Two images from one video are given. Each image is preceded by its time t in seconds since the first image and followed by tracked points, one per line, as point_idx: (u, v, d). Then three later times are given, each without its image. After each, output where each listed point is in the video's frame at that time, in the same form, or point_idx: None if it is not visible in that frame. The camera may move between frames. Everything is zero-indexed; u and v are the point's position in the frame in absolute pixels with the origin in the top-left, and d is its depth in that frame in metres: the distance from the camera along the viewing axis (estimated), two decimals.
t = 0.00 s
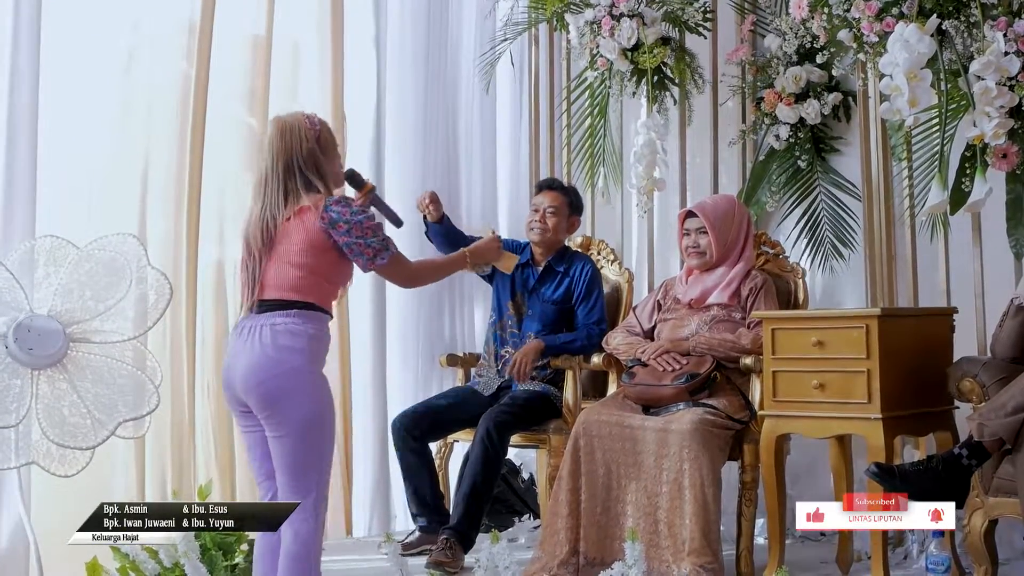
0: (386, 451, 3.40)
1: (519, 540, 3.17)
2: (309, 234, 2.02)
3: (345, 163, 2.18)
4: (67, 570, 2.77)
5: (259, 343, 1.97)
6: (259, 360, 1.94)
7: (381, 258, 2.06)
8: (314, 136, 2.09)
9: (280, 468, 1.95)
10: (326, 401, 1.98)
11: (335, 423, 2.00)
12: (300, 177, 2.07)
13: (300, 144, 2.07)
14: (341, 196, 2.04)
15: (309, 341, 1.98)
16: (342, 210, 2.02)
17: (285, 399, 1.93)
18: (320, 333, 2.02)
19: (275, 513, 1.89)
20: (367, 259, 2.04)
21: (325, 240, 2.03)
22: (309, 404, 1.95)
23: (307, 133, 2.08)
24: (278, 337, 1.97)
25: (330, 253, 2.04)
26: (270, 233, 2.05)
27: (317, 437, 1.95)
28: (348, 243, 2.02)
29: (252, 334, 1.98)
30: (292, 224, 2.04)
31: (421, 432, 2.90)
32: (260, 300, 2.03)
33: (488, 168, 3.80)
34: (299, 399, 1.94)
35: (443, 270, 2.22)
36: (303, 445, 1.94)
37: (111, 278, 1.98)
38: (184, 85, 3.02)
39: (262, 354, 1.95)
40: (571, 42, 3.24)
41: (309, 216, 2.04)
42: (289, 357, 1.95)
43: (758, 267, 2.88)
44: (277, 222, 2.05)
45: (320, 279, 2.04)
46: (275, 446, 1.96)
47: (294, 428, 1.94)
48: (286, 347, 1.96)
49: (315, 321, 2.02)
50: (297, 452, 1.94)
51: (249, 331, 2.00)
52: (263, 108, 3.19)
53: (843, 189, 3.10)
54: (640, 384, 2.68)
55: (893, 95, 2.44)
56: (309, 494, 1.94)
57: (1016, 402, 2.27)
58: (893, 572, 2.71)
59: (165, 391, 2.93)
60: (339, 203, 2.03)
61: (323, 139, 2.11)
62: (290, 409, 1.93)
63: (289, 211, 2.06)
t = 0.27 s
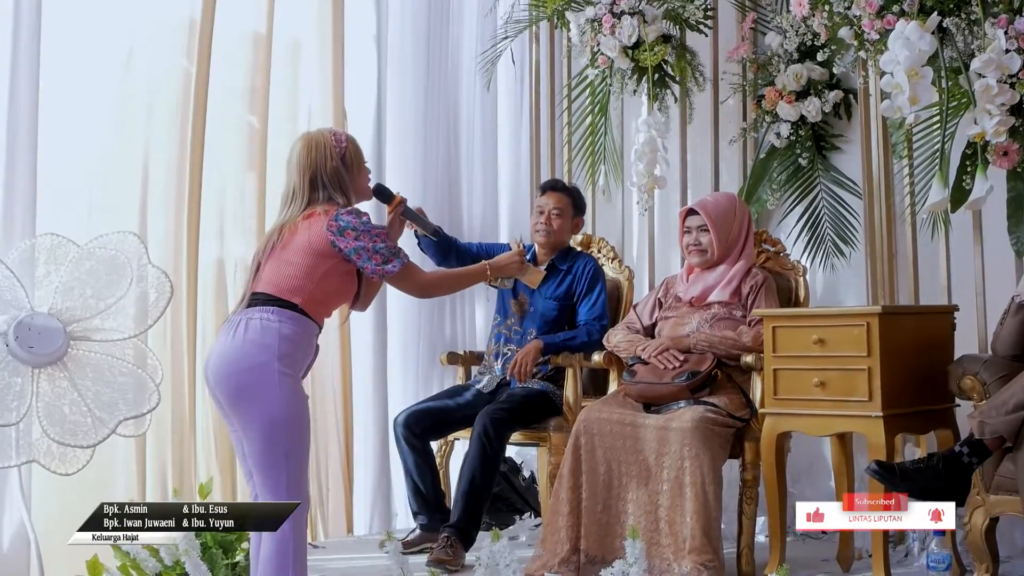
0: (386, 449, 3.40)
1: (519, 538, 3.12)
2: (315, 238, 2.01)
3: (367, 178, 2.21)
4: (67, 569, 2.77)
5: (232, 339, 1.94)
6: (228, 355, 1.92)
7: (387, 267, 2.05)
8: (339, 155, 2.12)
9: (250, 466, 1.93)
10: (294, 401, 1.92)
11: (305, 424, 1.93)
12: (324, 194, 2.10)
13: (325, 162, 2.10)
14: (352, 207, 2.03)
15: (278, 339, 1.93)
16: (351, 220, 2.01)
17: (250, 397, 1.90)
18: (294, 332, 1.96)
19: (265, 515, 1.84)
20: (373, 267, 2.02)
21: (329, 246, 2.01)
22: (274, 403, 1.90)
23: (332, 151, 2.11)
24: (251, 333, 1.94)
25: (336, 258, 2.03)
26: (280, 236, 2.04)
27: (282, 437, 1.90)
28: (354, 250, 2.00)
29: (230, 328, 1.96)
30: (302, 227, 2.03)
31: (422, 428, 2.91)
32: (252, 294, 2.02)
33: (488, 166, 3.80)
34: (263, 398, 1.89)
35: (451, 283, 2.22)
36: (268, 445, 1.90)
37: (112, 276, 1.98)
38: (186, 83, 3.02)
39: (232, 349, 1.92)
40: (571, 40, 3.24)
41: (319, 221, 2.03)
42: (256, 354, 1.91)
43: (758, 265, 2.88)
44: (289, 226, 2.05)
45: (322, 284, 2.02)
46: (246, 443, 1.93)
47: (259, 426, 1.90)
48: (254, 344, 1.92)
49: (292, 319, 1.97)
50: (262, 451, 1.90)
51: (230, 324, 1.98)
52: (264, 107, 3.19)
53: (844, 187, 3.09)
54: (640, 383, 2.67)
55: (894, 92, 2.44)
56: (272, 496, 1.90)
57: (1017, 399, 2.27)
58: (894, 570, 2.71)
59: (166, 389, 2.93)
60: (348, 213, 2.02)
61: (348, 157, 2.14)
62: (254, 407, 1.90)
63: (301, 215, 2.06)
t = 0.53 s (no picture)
0: (385, 448, 3.40)
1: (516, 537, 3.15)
2: (317, 241, 2.01)
3: (377, 186, 2.22)
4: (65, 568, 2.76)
5: (225, 338, 1.95)
6: (219, 354, 1.92)
7: (389, 274, 2.03)
8: (348, 163, 2.12)
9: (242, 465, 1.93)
10: (284, 402, 1.91)
11: (296, 425, 1.92)
12: (331, 201, 2.11)
13: (333, 170, 2.10)
14: (356, 212, 2.03)
15: (268, 340, 1.92)
16: (354, 224, 2.01)
17: (241, 396, 1.90)
18: (286, 333, 1.94)
19: (259, 515, 1.82)
20: (374, 273, 2.01)
21: (330, 250, 2.01)
22: (263, 404, 1.89)
23: (341, 159, 2.11)
24: (243, 332, 1.94)
25: (338, 261, 2.03)
26: (284, 237, 2.05)
27: (272, 437, 1.89)
28: (355, 255, 1.99)
29: (225, 326, 1.96)
30: (306, 229, 2.04)
31: (423, 427, 2.92)
32: (252, 292, 2.02)
33: (487, 165, 3.79)
34: (252, 398, 1.89)
35: (458, 292, 2.20)
36: (257, 445, 1.89)
37: (109, 276, 1.98)
38: (184, 82, 3.02)
39: (223, 347, 1.92)
40: (570, 38, 3.23)
41: (322, 224, 2.03)
42: (246, 353, 1.91)
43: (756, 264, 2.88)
44: (294, 228, 2.06)
45: (322, 286, 2.02)
46: (238, 442, 1.93)
47: (249, 426, 1.90)
48: (246, 343, 1.92)
49: (286, 320, 1.96)
50: (251, 451, 1.90)
51: (225, 322, 1.98)
52: (262, 106, 3.18)
53: (843, 187, 3.08)
54: (639, 382, 2.67)
55: (893, 92, 2.46)
56: (261, 496, 1.89)
57: (1016, 399, 2.27)
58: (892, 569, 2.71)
59: (164, 388, 2.92)
60: (352, 219, 2.01)
61: (357, 164, 2.15)
62: (244, 407, 1.89)
63: (306, 218, 2.06)
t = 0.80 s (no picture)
0: (381, 445, 3.40)
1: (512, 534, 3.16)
2: (315, 238, 2.01)
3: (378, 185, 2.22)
4: (60, 565, 2.76)
5: (221, 335, 1.94)
6: (216, 350, 1.92)
7: (388, 273, 2.02)
8: (350, 161, 2.13)
9: (239, 462, 1.92)
10: (280, 399, 1.90)
11: (292, 422, 1.92)
12: (331, 199, 2.11)
13: (335, 167, 2.11)
14: (356, 210, 2.03)
15: (265, 337, 1.91)
16: (353, 223, 2.01)
17: (237, 393, 1.89)
18: (283, 330, 1.94)
19: (257, 516, 1.85)
20: (372, 272, 2.00)
21: (329, 248, 2.00)
22: (259, 400, 1.89)
23: (343, 157, 2.12)
24: (239, 329, 1.93)
25: (337, 260, 2.03)
26: (284, 235, 2.05)
27: (269, 434, 1.89)
28: (354, 254, 1.99)
29: (221, 322, 1.96)
30: (305, 227, 2.04)
31: (419, 421, 2.92)
32: (251, 288, 2.02)
33: (483, 162, 3.79)
34: (248, 395, 1.88)
35: (454, 292, 2.18)
36: (254, 442, 1.89)
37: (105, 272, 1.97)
38: (180, 78, 3.01)
39: (219, 344, 1.92)
40: (566, 35, 3.23)
41: (321, 222, 2.03)
42: (242, 350, 1.90)
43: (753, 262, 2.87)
44: (293, 226, 2.06)
45: (320, 284, 2.02)
46: (235, 439, 1.92)
47: (246, 424, 1.89)
48: (242, 340, 1.91)
49: (283, 317, 1.96)
50: (248, 448, 1.89)
51: (222, 318, 1.98)
52: (259, 102, 3.18)
53: (838, 183, 3.08)
54: (635, 378, 2.68)
55: (889, 88, 2.45)
56: (257, 493, 1.89)
57: (1012, 394, 2.27)
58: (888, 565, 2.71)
59: (160, 385, 2.92)
60: (351, 217, 2.01)
61: (358, 163, 2.15)
62: (240, 403, 1.89)
63: (305, 216, 2.06)
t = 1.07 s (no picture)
0: (375, 441, 3.40)
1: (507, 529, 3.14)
2: (310, 236, 2.00)
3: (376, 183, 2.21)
4: (54, 562, 2.76)
5: (214, 331, 1.93)
6: (209, 346, 1.91)
7: (382, 272, 2.02)
8: (348, 158, 2.12)
9: (232, 457, 1.92)
10: (274, 394, 1.90)
11: (286, 417, 1.92)
12: (327, 195, 2.10)
13: (332, 163, 2.10)
14: (351, 208, 2.02)
15: (259, 332, 1.91)
16: (349, 221, 2.00)
17: (230, 388, 1.89)
18: (277, 325, 1.94)
19: (255, 517, 1.86)
20: (366, 271, 2.00)
21: (324, 246, 2.00)
22: (253, 396, 1.88)
23: (341, 153, 2.11)
24: (233, 324, 1.93)
25: (331, 258, 2.02)
26: (279, 232, 2.04)
27: (263, 430, 1.89)
28: (349, 252, 1.99)
29: (214, 318, 1.96)
30: (300, 223, 2.03)
31: (415, 420, 2.93)
32: (244, 284, 2.01)
33: (478, 158, 3.79)
34: (242, 390, 1.88)
35: (450, 290, 2.17)
36: (247, 437, 1.89)
37: (98, 267, 1.97)
38: (174, 73, 3.01)
39: (212, 339, 1.91)
40: (561, 31, 3.22)
41: (316, 218, 2.03)
42: (236, 346, 1.90)
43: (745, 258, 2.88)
44: (288, 222, 2.05)
45: (314, 281, 2.02)
46: (228, 436, 1.92)
47: (239, 420, 1.89)
48: (235, 335, 1.91)
49: (276, 313, 1.96)
50: (241, 443, 1.89)
51: (215, 314, 1.97)
52: (253, 98, 3.17)
53: (833, 179, 3.08)
54: (628, 374, 2.70)
55: (883, 84, 2.45)
56: (251, 488, 1.89)
57: (1005, 390, 2.28)
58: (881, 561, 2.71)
59: (154, 381, 2.91)
60: (346, 214, 2.00)
61: (357, 161, 2.14)
62: (234, 399, 1.88)
63: (300, 213, 2.06)
